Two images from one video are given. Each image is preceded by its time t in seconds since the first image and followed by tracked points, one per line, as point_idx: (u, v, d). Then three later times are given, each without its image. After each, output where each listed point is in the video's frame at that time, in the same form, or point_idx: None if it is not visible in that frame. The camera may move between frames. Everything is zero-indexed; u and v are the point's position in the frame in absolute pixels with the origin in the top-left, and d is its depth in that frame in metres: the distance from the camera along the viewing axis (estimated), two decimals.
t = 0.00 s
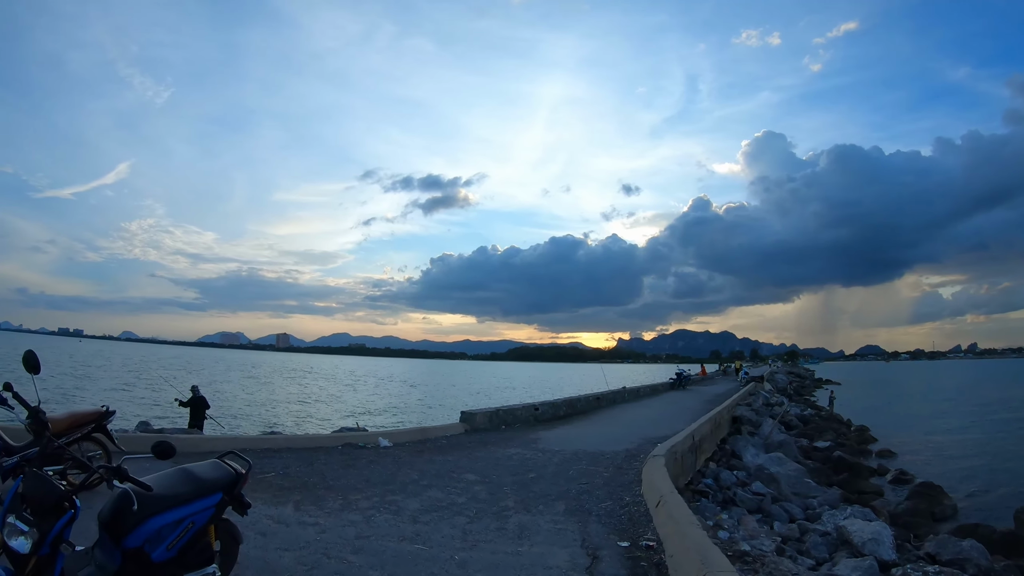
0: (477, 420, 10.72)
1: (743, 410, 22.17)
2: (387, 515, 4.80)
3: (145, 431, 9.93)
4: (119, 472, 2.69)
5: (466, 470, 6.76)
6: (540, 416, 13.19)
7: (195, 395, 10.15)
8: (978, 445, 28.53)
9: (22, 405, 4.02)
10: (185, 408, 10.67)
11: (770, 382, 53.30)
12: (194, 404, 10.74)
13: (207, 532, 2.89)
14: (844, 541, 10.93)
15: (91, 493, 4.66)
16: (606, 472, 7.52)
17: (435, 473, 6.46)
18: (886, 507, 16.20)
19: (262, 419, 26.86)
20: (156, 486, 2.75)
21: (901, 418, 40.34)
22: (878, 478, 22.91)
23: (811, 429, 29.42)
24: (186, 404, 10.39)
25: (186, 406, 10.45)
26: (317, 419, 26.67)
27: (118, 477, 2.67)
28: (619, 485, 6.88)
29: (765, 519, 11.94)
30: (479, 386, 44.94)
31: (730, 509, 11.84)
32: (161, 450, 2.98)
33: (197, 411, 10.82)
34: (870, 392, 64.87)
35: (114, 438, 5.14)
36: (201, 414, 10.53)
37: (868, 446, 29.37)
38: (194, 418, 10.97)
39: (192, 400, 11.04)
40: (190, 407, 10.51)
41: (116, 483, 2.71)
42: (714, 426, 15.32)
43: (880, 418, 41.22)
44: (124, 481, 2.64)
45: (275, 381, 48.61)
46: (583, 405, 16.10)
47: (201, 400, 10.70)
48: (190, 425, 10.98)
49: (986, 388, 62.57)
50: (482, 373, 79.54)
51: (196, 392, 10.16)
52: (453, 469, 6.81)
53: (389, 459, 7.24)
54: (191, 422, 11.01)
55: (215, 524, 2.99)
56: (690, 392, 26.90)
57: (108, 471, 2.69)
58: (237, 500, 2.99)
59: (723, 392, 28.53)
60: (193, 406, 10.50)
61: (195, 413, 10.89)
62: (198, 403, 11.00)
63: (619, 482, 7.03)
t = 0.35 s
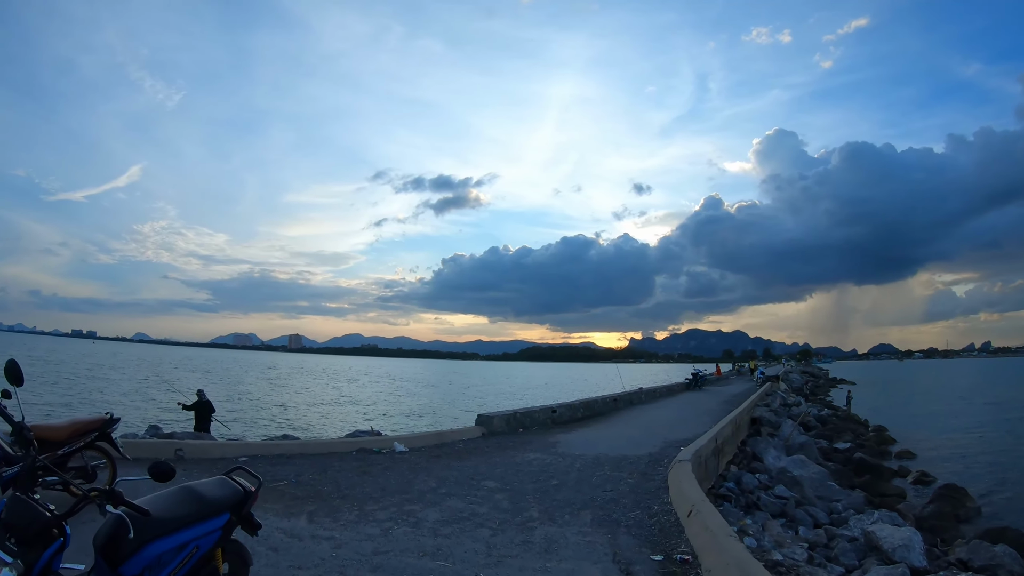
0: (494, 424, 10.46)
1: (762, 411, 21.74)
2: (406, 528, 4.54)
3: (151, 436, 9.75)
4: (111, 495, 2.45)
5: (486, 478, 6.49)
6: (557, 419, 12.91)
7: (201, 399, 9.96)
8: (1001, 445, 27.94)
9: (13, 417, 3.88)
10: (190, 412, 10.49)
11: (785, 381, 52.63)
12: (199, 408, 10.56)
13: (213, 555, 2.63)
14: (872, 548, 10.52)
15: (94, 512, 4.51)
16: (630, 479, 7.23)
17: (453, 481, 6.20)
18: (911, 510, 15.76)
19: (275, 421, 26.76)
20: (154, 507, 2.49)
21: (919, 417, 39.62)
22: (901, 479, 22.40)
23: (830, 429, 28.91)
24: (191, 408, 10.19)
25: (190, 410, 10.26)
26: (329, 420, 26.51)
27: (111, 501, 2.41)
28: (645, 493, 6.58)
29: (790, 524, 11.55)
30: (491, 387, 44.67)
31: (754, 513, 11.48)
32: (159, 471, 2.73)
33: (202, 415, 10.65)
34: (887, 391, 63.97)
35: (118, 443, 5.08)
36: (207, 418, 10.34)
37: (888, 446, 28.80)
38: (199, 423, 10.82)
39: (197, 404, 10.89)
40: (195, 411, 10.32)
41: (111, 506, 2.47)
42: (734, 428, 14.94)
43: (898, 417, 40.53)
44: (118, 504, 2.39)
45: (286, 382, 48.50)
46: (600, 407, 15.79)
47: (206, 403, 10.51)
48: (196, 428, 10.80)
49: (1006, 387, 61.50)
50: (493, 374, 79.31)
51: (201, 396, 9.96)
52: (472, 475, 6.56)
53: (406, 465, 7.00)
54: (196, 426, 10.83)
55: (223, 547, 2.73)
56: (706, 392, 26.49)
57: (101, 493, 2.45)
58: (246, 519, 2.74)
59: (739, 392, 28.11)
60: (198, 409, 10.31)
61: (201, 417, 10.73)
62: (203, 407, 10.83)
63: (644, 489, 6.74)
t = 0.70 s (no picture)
0: (507, 425, 10.21)
1: (777, 410, 21.33)
2: (419, 536, 4.29)
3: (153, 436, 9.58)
4: (86, 514, 2.21)
5: (500, 481, 6.23)
6: (571, 419, 12.64)
7: (201, 399, 9.78)
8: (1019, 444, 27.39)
9: None
10: (190, 413, 10.31)
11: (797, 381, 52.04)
12: (198, 408, 10.37)
13: (208, 573, 2.39)
14: (898, 552, 10.13)
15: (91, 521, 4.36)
16: (651, 483, 6.94)
17: (467, 485, 5.94)
18: (933, 512, 15.33)
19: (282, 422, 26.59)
20: (138, 520, 2.24)
21: (935, 416, 38.95)
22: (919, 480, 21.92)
23: (845, 429, 28.42)
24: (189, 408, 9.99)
25: (190, 411, 10.06)
26: (337, 421, 26.31)
27: (90, 519, 2.16)
28: (668, 498, 6.29)
29: (811, 527, 11.16)
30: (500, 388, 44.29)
31: (773, 514, 11.12)
32: (146, 485, 2.50)
33: (203, 415, 10.48)
34: (900, 390, 63.09)
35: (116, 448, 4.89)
36: (207, 419, 10.16)
37: (905, 446, 28.27)
38: (198, 423, 10.65)
39: (196, 404, 10.71)
40: (194, 412, 10.14)
41: (88, 525, 2.21)
42: (750, 427, 14.61)
43: (913, 416, 39.86)
44: (95, 521, 2.14)
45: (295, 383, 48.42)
46: (613, 407, 15.51)
47: (206, 403, 10.32)
48: (195, 429, 10.62)
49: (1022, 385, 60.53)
50: (501, 374, 79.05)
51: (199, 396, 9.76)
52: (487, 479, 6.31)
53: (417, 468, 6.76)
54: (196, 427, 10.65)
55: (219, 563, 2.48)
56: (718, 392, 26.11)
57: (77, 511, 2.23)
58: (244, 534, 2.48)
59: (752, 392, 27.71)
60: (197, 409, 10.12)
61: (200, 418, 10.55)
62: (202, 407, 10.64)
63: (667, 495, 6.45)
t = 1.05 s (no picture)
0: (517, 427, 9.92)
1: (791, 411, 20.94)
2: (428, 551, 4.00)
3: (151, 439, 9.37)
4: (46, 545, 1.94)
5: (512, 489, 5.94)
6: (582, 421, 12.33)
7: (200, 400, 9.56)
8: None
9: None
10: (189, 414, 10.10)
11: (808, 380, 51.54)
12: (197, 409, 10.17)
13: None
14: (922, 558, 9.71)
15: (77, 531, 4.16)
16: (669, 489, 6.64)
17: (478, 493, 5.65)
18: (953, 515, 14.93)
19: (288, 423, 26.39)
20: (105, 552, 1.97)
21: (948, 416, 38.41)
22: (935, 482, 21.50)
23: (858, 429, 27.96)
24: (187, 409, 9.79)
25: (189, 412, 9.86)
26: (343, 422, 26.13)
27: (49, 550, 1.90)
28: (689, 506, 5.98)
29: (830, 532, 10.74)
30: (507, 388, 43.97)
31: (791, 519, 10.75)
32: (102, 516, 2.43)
33: (201, 417, 10.26)
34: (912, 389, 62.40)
35: (107, 455, 4.76)
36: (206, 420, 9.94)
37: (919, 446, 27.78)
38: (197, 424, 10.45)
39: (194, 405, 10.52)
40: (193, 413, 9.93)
41: (48, 558, 1.95)
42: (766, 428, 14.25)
43: (926, 416, 39.32)
44: (55, 555, 1.88)
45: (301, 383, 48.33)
46: (625, 408, 15.21)
47: (205, 404, 10.13)
48: (194, 431, 10.41)
49: None
50: (508, 374, 78.82)
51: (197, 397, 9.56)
52: (499, 486, 6.04)
53: (426, 474, 6.49)
54: (195, 428, 10.45)
55: None
56: (729, 392, 25.73)
57: (36, 543, 1.97)
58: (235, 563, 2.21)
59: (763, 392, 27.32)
60: (196, 410, 9.91)
61: (198, 418, 10.36)
62: (201, 407, 10.44)
63: (687, 502, 6.15)
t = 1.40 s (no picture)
0: (526, 429, 9.63)
1: (801, 411, 20.56)
2: (438, 564, 3.73)
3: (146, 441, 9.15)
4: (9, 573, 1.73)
5: (524, 495, 5.65)
6: (591, 422, 12.02)
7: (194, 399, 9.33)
8: None
9: None
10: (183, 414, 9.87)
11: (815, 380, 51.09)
12: (192, 409, 9.94)
13: None
14: (945, 563, 9.27)
15: (31, 553, 3.93)
16: (688, 494, 6.33)
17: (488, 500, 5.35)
18: (971, 517, 14.58)
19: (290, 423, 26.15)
20: None
21: (958, 415, 37.98)
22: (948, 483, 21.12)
23: (869, 429, 27.55)
24: (183, 409, 9.57)
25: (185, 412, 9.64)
26: (347, 423, 25.95)
27: None
28: (710, 513, 5.68)
29: (848, 535, 10.37)
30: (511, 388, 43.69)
31: (806, 521, 10.38)
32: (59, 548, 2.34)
33: (196, 417, 10.04)
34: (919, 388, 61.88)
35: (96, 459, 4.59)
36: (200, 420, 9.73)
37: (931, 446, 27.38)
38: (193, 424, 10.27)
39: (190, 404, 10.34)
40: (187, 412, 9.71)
41: None
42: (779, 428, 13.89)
43: (935, 415, 38.89)
44: None
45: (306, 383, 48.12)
46: (634, 409, 14.90)
47: (199, 404, 9.94)
48: (190, 431, 10.19)
49: None
50: (513, 374, 78.51)
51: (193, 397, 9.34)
52: (511, 491, 5.75)
53: (434, 479, 6.21)
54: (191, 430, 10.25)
55: None
56: (737, 391, 25.39)
57: None
58: None
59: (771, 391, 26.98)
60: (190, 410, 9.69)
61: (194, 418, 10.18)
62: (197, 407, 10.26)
63: (707, 508, 5.84)
